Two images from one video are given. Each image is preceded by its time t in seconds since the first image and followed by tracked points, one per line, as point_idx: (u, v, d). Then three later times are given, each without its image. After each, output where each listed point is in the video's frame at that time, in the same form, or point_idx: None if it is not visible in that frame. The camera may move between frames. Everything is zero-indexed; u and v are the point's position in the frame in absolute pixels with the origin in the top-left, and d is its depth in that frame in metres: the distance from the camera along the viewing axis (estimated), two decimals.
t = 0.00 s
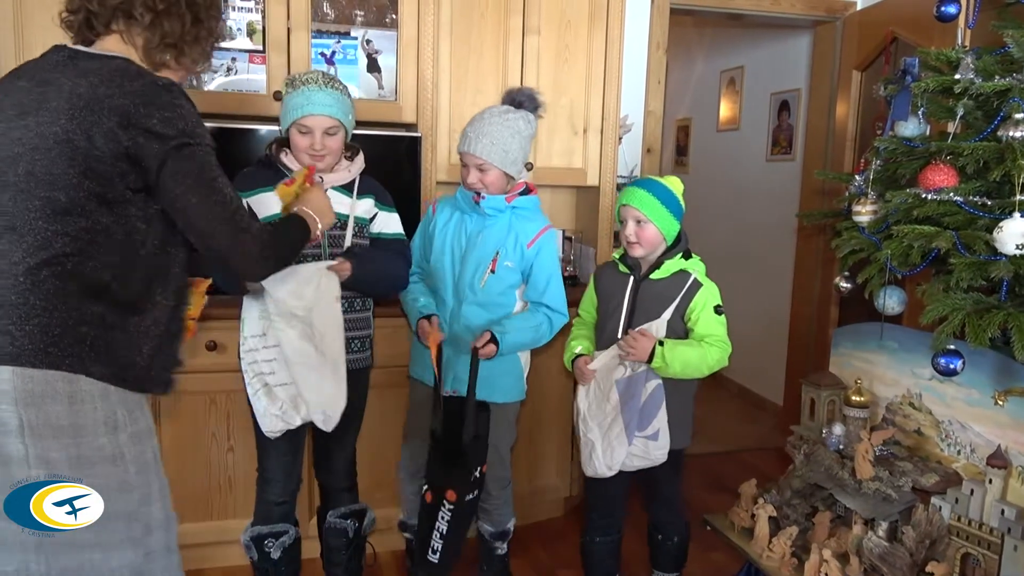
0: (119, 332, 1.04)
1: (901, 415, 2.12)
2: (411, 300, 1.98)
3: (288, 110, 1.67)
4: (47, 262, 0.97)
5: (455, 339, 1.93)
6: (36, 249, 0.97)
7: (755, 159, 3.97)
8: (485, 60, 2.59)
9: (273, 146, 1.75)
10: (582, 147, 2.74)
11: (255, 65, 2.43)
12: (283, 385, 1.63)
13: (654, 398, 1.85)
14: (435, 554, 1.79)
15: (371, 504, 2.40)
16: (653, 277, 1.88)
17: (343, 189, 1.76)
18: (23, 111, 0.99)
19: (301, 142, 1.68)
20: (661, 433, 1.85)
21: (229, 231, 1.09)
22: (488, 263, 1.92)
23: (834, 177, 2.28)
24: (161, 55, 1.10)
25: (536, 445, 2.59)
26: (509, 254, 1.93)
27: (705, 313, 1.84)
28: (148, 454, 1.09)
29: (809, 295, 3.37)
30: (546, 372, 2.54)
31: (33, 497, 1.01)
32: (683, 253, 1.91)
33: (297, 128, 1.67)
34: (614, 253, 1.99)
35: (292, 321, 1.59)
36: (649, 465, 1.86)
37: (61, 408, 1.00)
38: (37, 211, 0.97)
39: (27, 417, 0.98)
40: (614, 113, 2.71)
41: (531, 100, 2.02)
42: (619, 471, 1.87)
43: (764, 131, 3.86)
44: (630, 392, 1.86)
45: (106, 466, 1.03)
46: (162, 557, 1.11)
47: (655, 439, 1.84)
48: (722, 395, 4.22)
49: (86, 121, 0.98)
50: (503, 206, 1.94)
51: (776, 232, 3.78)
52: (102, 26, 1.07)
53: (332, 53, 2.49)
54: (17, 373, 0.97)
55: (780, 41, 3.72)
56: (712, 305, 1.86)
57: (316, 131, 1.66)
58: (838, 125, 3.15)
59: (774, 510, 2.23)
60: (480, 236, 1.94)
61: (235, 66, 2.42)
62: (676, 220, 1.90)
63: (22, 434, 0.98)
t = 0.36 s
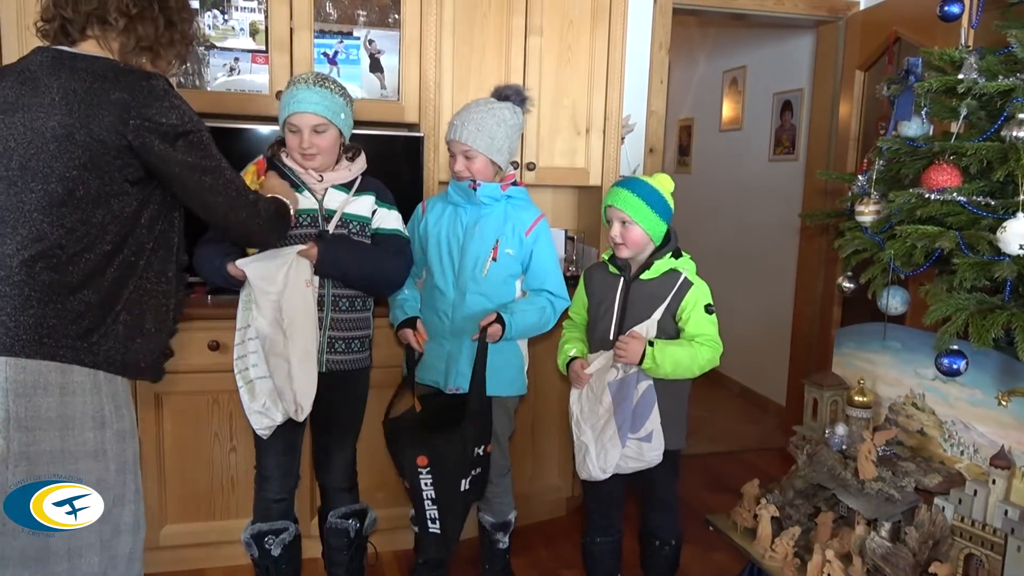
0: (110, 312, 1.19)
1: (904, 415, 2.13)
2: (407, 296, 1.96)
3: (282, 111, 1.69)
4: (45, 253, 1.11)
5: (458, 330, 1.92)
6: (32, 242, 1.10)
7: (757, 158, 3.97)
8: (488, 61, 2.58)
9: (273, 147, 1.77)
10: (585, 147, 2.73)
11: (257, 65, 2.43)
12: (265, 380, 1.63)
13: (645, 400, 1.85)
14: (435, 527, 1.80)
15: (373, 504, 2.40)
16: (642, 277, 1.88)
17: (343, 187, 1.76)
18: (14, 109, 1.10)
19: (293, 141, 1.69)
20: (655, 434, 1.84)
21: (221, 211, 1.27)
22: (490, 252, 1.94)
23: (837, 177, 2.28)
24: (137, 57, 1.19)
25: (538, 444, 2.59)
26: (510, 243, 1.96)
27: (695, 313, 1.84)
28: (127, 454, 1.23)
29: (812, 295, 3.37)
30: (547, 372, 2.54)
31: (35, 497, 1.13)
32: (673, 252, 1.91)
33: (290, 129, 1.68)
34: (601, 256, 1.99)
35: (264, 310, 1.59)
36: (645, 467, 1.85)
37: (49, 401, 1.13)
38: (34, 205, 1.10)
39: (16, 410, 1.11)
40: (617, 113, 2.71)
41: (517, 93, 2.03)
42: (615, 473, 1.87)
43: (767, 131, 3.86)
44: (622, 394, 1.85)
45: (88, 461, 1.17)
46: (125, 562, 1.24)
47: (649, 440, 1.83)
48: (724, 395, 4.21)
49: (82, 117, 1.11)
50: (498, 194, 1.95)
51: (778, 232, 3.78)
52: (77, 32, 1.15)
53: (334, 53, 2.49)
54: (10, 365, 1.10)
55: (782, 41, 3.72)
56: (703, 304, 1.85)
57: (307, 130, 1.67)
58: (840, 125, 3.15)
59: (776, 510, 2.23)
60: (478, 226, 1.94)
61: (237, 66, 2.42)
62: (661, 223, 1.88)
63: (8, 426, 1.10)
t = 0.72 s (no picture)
0: (124, 307, 1.20)
1: (908, 416, 2.14)
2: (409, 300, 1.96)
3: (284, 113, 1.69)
4: (62, 249, 1.11)
5: (465, 330, 1.92)
6: (49, 239, 1.10)
7: (762, 158, 3.96)
8: (493, 61, 2.59)
9: (276, 146, 1.78)
10: (589, 146, 2.73)
11: (262, 65, 2.43)
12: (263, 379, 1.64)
13: (659, 400, 1.83)
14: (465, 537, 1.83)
15: (377, 503, 2.40)
16: (659, 276, 1.87)
17: (346, 186, 1.76)
18: (27, 110, 1.10)
19: (294, 143, 1.69)
20: (666, 435, 1.83)
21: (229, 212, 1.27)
22: (494, 251, 1.94)
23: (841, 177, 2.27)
24: (138, 64, 1.21)
25: (542, 444, 2.59)
26: (513, 240, 1.96)
27: (711, 313, 1.83)
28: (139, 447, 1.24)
29: (817, 295, 3.36)
30: (552, 372, 2.54)
31: (35, 497, 1.12)
32: (690, 252, 1.90)
33: (291, 131, 1.69)
34: (619, 256, 2.00)
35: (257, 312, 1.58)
36: (656, 467, 1.84)
37: (71, 392, 1.14)
38: (50, 203, 1.10)
39: (36, 402, 1.11)
40: (621, 113, 2.71)
41: (506, 93, 2.03)
42: (623, 472, 1.86)
43: (772, 131, 3.85)
44: (635, 394, 1.84)
45: (105, 453, 1.17)
46: (137, 554, 1.26)
47: (661, 441, 1.82)
48: (729, 396, 4.21)
49: (97, 116, 1.11)
50: (498, 192, 1.96)
51: (783, 232, 3.77)
52: (80, 40, 1.17)
53: (339, 53, 2.49)
54: (31, 356, 1.11)
55: (788, 41, 3.71)
56: (718, 305, 1.84)
57: (308, 132, 1.67)
58: (846, 125, 3.14)
59: (781, 511, 2.23)
60: (480, 225, 1.95)
61: (242, 66, 2.42)
62: (677, 224, 1.88)
63: (28, 418, 1.10)
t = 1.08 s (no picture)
0: (127, 313, 1.18)
1: (913, 420, 2.14)
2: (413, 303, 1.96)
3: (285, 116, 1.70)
4: (64, 250, 1.10)
5: (470, 333, 1.92)
6: (52, 239, 1.09)
7: (766, 161, 3.95)
8: (496, 64, 2.59)
9: (280, 147, 1.78)
10: (593, 149, 2.73)
11: (266, 68, 2.44)
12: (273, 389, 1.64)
13: (665, 404, 1.83)
14: (455, 532, 1.79)
15: (380, 506, 2.40)
16: (668, 280, 1.87)
17: (349, 189, 1.76)
18: (36, 113, 1.09)
19: (297, 147, 1.69)
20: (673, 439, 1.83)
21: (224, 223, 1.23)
22: (498, 254, 1.94)
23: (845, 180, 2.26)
24: (151, 73, 1.21)
25: (546, 447, 2.59)
26: (515, 243, 1.96)
27: (719, 317, 1.82)
28: (138, 447, 1.22)
29: (821, 298, 3.35)
30: (556, 375, 2.54)
31: (33, 499, 1.11)
32: (699, 255, 1.90)
33: (293, 134, 1.69)
34: (628, 260, 2.00)
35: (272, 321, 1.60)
36: (662, 472, 1.83)
37: (68, 393, 1.12)
38: (53, 205, 1.09)
39: (34, 401, 1.10)
40: (625, 116, 2.71)
41: (506, 96, 2.03)
42: (630, 475, 1.86)
43: (776, 134, 3.85)
44: (642, 397, 1.83)
45: (103, 454, 1.16)
46: (138, 553, 1.24)
47: (667, 445, 1.82)
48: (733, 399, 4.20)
49: (105, 122, 1.10)
50: (500, 195, 1.97)
51: (786, 236, 3.77)
52: (96, 49, 1.18)
53: (343, 56, 2.50)
54: (28, 356, 1.10)
55: (791, 44, 3.71)
56: (727, 308, 1.83)
57: (310, 135, 1.67)
58: (849, 127, 3.14)
59: (785, 515, 2.22)
60: (482, 228, 1.95)
61: (246, 69, 2.42)
62: (687, 225, 1.87)
63: (26, 418, 1.09)
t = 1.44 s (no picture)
0: (128, 322, 1.06)
1: (915, 424, 2.14)
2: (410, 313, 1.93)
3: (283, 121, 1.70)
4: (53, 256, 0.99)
5: (472, 337, 1.92)
6: (40, 243, 0.99)
7: (767, 166, 3.95)
8: (498, 69, 2.59)
9: (281, 154, 1.79)
10: (595, 154, 2.74)
11: (269, 73, 2.44)
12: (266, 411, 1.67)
13: (668, 410, 1.83)
14: (427, 527, 1.76)
15: (382, 510, 2.40)
16: (670, 285, 1.88)
17: (348, 195, 1.76)
18: (30, 123, 1.01)
19: (296, 151, 1.70)
20: (675, 445, 1.83)
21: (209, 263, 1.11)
22: (499, 259, 1.95)
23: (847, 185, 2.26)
24: (160, 66, 1.09)
25: (547, 452, 2.59)
26: (515, 247, 1.97)
27: (722, 323, 1.82)
28: (151, 443, 1.10)
29: (823, 302, 3.35)
30: (557, 379, 2.53)
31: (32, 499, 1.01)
32: (702, 261, 1.90)
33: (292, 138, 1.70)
34: (631, 264, 2.00)
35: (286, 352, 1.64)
36: (665, 477, 1.83)
37: (64, 402, 1.01)
38: (44, 215, 0.99)
39: (35, 408, 0.99)
40: (626, 121, 2.71)
41: (508, 98, 2.03)
42: (631, 481, 1.86)
43: (778, 138, 3.85)
44: (644, 402, 1.84)
45: (112, 455, 1.05)
46: (163, 543, 1.13)
47: (669, 450, 1.82)
48: (736, 403, 4.20)
49: (82, 130, 0.99)
50: (501, 200, 1.97)
51: (788, 240, 3.77)
52: (110, 49, 1.10)
53: (345, 61, 2.51)
54: (23, 365, 0.99)
55: (793, 49, 3.72)
56: (729, 314, 1.83)
57: (308, 139, 1.67)
58: (851, 132, 3.14)
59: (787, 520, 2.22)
60: (483, 233, 1.95)
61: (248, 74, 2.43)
62: (689, 230, 1.87)
63: (29, 424, 0.99)
